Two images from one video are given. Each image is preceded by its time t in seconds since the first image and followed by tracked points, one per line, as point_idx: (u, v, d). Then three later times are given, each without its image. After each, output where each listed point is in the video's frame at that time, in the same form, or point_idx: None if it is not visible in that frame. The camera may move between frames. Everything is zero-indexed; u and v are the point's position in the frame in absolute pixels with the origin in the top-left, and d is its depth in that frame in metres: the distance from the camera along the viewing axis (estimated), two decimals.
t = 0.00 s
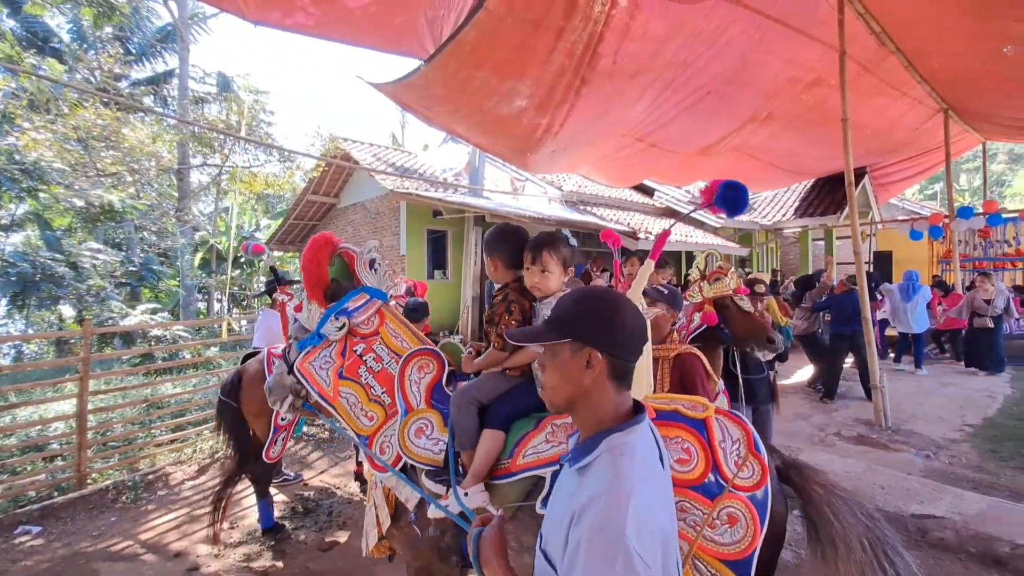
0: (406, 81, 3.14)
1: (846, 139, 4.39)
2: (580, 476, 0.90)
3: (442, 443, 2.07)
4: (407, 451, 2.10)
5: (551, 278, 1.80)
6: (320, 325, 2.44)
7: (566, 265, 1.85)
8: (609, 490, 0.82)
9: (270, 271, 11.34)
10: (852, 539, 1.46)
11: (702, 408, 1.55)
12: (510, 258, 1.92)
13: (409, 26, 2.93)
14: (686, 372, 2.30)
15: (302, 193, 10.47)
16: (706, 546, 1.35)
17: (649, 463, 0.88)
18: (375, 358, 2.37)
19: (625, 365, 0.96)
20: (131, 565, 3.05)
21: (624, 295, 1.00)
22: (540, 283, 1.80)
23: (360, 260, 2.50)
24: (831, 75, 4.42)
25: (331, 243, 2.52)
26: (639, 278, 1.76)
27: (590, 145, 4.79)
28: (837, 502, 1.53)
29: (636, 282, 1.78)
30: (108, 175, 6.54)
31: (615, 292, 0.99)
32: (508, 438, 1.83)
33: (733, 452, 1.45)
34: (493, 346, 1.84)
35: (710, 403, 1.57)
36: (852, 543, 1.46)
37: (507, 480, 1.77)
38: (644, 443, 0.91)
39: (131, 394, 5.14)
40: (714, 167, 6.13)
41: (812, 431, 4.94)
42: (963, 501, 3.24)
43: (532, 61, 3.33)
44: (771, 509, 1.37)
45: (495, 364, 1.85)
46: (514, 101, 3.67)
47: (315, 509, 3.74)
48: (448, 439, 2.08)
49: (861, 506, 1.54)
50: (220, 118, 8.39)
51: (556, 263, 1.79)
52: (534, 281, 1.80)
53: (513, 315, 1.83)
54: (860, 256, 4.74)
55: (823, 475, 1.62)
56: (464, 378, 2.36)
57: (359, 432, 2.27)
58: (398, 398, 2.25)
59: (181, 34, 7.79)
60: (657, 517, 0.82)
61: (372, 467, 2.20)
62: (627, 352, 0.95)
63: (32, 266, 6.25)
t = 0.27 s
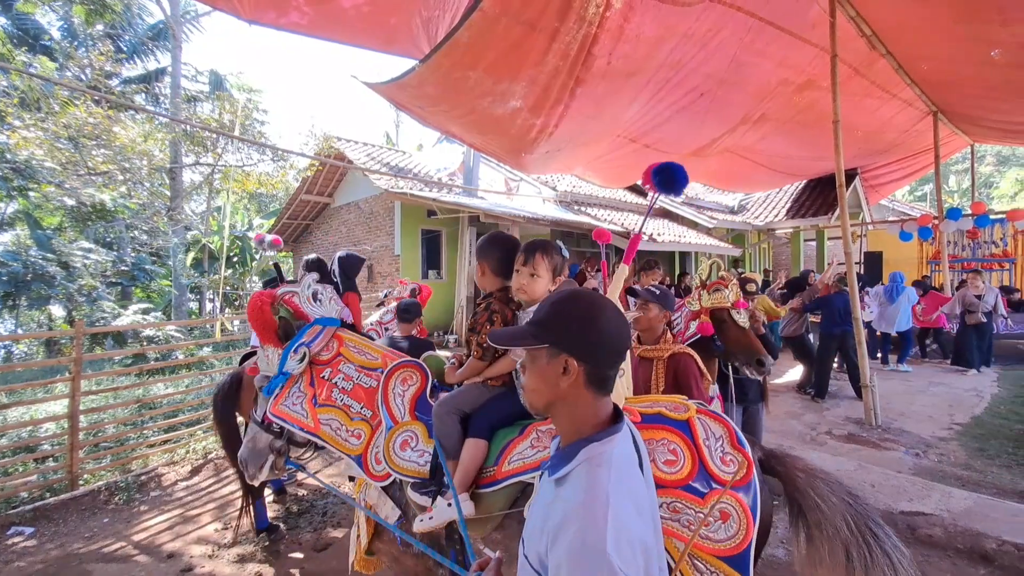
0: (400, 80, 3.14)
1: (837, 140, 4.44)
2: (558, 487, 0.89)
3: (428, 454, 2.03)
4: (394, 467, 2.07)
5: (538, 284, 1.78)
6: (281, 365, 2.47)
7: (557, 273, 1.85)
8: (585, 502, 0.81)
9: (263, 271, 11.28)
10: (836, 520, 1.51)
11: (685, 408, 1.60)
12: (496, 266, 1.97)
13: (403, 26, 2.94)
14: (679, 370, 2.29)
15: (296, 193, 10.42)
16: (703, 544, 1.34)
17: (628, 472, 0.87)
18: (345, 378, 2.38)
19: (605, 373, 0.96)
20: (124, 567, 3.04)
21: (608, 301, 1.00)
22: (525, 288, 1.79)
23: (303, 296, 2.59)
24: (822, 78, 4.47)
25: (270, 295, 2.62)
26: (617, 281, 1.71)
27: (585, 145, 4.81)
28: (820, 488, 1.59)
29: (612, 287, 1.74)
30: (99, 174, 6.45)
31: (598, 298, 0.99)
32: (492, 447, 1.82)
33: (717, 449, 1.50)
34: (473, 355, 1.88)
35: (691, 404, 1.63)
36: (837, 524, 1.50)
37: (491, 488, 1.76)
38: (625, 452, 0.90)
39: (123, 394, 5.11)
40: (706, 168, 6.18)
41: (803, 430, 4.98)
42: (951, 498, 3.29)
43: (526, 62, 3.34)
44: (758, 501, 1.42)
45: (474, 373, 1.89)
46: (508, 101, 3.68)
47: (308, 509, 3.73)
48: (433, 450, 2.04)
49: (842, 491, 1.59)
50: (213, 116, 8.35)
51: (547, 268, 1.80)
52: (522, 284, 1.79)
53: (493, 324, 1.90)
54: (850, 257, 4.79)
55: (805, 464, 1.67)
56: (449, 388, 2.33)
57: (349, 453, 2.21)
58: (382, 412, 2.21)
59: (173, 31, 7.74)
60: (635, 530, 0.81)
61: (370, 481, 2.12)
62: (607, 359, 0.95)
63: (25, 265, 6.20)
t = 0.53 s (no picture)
0: (392, 80, 3.14)
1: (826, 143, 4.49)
2: (529, 484, 0.88)
3: (419, 444, 1.98)
4: (383, 455, 2.03)
5: (524, 276, 1.79)
6: (271, 353, 2.50)
7: (540, 263, 1.85)
8: (548, 503, 0.80)
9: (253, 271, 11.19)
10: (820, 534, 1.50)
11: (675, 407, 1.61)
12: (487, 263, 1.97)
13: (395, 26, 2.93)
14: (668, 369, 2.32)
15: (286, 192, 10.34)
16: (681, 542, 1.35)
17: (600, 474, 0.85)
18: (332, 370, 2.38)
19: (582, 373, 0.96)
20: (112, 571, 3.00)
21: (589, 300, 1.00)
22: (511, 281, 1.80)
23: (297, 281, 2.57)
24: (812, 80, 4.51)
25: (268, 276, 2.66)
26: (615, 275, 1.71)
27: (577, 146, 4.82)
28: (807, 500, 1.58)
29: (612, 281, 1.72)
30: (85, 173, 6.37)
31: (578, 297, 0.98)
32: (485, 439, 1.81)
33: (704, 449, 1.51)
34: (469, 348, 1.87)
35: (682, 404, 1.63)
36: (820, 538, 1.49)
37: (482, 479, 1.73)
38: (600, 454, 0.89)
39: (110, 396, 5.05)
40: (697, 169, 6.22)
41: (793, 429, 5.03)
42: (937, 496, 3.34)
43: (519, 63, 3.34)
44: (741, 505, 1.41)
45: (473, 365, 1.87)
46: (500, 102, 3.68)
47: (299, 511, 3.70)
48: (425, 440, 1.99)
49: (828, 503, 1.58)
50: (202, 115, 8.27)
51: (529, 261, 1.80)
52: (507, 280, 1.81)
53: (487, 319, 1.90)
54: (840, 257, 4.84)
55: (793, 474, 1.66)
56: (444, 378, 2.28)
57: (335, 444, 2.23)
58: (368, 406, 2.21)
59: (161, 29, 7.67)
60: (597, 533, 0.79)
61: (352, 475, 2.13)
62: (582, 360, 0.95)
63: (9, 266, 6.16)
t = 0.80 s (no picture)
0: (381, 80, 3.13)
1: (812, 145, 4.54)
2: (503, 491, 0.90)
3: (398, 456, 2.03)
4: (366, 466, 2.07)
5: (510, 282, 1.80)
6: (269, 358, 2.44)
7: (527, 273, 1.88)
8: (522, 510, 0.81)
9: (240, 271, 11.09)
10: (810, 565, 1.37)
11: (650, 420, 1.53)
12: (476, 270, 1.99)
13: (384, 25, 2.92)
14: (650, 371, 2.32)
15: (274, 191, 10.25)
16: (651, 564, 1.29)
17: (573, 474, 0.85)
18: (330, 375, 2.34)
19: (550, 376, 0.96)
20: None
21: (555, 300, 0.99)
22: (496, 288, 1.81)
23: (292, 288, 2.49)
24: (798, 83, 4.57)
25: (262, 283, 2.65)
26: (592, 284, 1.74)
27: (567, 147, 4.83)
28: (793, 522, 1.43)
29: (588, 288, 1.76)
30: (68, 171, 6.28)
31: (541, 300, 0.98)
32: (458, 452, 1.80)
33: (677, 465, 1.43)
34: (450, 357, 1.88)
35: (658, 415, 1.55)
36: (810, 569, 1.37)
37: (454, 495, 1.72)
38: (572, 453, 0.88)
39: (94, 398, 4.97)
40: (685, 170, 6.27)
41: (779, 429, 5.09)
42: (920, 494, 3.39)
43: (508, 64, 3.34)
44: (717, 524, 1.34)
45: (451, 374, 1.89)
46: (490, 103, 3.68)
47: (287, 514, 3.67)
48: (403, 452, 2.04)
49: (816, 521, 1.45)
50: (188, 113, 8.18)
51: (515, 269, 1.81)
52: (493, 288, 1.81)
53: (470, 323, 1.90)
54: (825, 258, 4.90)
55: (777, 490, 1.52)
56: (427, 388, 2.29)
57: (326, 449, 2.21)
58: (364, 410, 2.21)
59: (146, 25, 7.58)
60: (570, 539, 0.79)
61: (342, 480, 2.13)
62: (549, 363, 0.95)
63: None
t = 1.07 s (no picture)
0: (369, 79, 3.12)
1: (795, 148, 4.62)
2: (480, 494, 0.90)
3: (376, 447, 2.04)
4: (338, 455, 2.07)
5: (490, 275, 1.82)
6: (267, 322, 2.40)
7: (507, 264, 1.88)
8: (498, 512, 0.83)
9: (225, 271, 10.95)
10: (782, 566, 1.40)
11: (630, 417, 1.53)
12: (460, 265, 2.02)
13: (372, 24, 2.91)
14: (635, 370, 2.33)
15: (259, 190, 10.15)
16: (627, 561, 1.30)
17: (550, 479, 0.86)
18: (320, 355, 2.30)
19: (526, 376, 0.98)
20: None
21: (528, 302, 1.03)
22: (477, 280, 1.83)
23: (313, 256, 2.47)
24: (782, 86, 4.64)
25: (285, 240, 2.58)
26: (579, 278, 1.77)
27: (555, 148, 4.86)
28: (768, 525, 1.46)
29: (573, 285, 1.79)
30: (48, 170, 6.15)
31: (517, 303, 1.02)
32: (438, 445, 1.78)
33: (656, 464, 1.44)
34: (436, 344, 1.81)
35: (637, 412, 1.55)
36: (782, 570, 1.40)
37: (433, 487, 1.71)
38: (551, 458, 0.89)
39: (75, 401, 4.88)
40: (672, 171, 6.33)
41: (764, 426, 5.17)
42: (900, 489, 3.47)
43: (497, 64, 3.35)
44: (692, 524, 1.36)
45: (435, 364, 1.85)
46: (479, 103, 3.69)
47: (273, 515, 3.65)
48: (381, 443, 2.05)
49: (792, 526, 1.48)
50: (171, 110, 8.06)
51: (493, 261, 1.82)
52: (474, 280, 1.84)
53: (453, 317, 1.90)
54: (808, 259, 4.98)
55: (754, 494, 1.55)
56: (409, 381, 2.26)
57: (295, 429, 2.19)
58: (342, 399, 2.18)
59: (129, 21, 7.46)
60: (544, 541, 0.80)
61: (306, 467, 2.12)
62: (525, 362, 0.97)
63: None
